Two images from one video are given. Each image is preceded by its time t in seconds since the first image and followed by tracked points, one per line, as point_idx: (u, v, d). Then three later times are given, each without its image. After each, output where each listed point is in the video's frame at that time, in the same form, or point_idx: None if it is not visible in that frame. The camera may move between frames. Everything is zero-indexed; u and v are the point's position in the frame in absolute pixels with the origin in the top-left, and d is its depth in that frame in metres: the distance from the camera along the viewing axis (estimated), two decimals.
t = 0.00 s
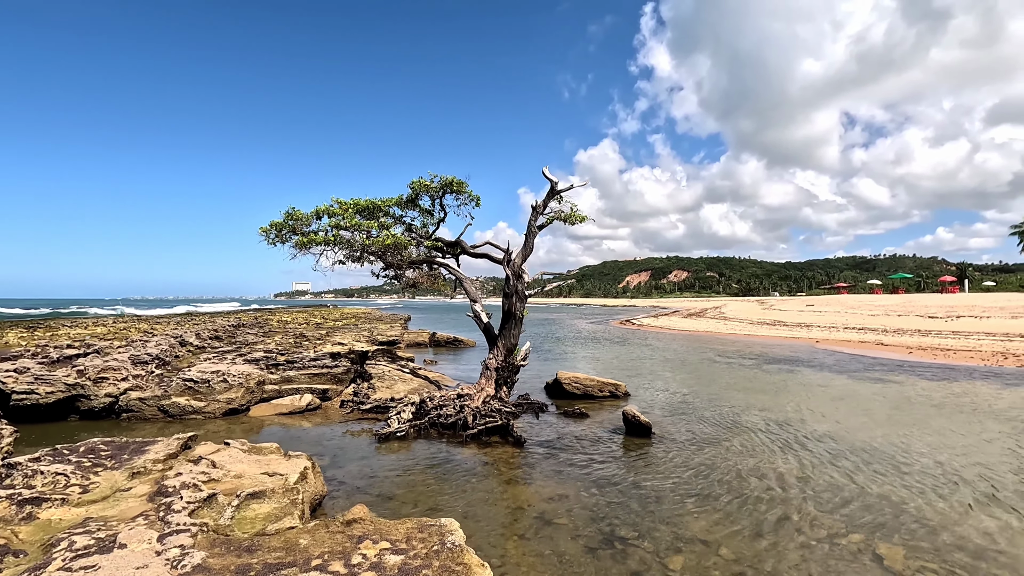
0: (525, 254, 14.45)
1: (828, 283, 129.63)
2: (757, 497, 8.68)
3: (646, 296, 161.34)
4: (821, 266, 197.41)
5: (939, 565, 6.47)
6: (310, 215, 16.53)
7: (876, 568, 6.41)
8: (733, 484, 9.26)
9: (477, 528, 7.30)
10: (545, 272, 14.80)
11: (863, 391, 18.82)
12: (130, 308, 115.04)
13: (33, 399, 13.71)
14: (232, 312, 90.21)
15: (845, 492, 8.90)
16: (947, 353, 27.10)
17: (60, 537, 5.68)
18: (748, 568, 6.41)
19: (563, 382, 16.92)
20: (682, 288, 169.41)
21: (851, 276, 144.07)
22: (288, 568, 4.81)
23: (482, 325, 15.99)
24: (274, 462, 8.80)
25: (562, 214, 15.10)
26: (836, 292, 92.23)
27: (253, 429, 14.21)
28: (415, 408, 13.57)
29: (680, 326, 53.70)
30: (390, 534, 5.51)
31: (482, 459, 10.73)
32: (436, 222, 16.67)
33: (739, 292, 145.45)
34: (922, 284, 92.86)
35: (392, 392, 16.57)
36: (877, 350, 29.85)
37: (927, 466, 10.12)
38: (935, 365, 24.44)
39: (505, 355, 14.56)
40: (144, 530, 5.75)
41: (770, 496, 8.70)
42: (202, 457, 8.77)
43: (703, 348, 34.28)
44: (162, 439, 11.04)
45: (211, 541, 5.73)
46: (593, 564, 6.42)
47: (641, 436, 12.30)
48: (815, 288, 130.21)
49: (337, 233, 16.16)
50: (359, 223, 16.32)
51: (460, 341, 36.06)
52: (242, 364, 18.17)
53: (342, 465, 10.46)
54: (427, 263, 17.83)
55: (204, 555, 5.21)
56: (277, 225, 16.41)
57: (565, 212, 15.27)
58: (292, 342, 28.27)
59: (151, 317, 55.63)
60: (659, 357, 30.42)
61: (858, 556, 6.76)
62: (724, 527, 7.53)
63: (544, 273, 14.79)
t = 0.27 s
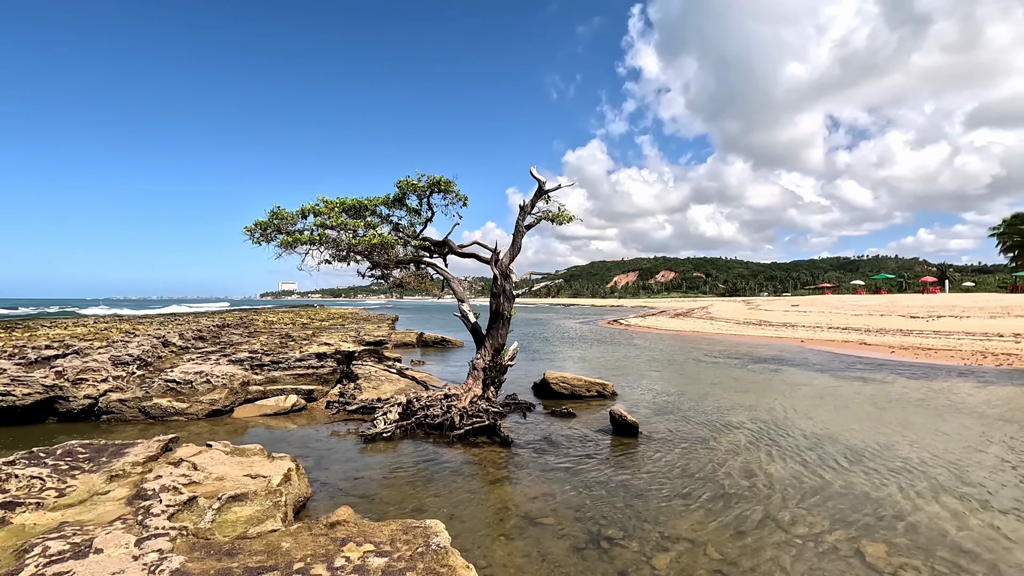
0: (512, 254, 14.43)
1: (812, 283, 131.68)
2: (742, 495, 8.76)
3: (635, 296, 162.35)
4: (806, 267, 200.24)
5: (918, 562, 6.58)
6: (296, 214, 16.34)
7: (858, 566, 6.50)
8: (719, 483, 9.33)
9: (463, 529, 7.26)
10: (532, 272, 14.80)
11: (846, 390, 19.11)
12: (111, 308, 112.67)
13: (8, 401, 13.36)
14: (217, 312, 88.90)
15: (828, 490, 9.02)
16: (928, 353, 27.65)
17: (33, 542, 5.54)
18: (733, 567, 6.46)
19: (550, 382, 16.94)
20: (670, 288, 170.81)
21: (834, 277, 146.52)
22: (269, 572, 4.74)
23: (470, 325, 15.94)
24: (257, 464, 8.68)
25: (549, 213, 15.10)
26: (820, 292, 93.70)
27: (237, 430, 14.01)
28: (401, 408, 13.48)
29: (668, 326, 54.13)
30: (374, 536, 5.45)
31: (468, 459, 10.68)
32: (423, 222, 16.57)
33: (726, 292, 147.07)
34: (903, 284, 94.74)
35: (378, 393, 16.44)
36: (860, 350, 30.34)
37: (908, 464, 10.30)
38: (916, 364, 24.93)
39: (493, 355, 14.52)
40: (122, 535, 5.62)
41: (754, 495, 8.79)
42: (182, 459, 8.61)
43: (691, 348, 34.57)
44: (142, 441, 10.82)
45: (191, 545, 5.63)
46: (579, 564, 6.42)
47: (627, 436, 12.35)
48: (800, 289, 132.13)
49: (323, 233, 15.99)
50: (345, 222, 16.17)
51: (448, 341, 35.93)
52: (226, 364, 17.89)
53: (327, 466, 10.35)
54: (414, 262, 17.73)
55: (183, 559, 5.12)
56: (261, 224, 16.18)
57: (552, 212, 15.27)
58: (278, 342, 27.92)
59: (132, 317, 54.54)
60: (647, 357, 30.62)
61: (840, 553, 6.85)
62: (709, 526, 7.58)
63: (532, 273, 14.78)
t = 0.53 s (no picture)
0: (499, 252, 14.35)
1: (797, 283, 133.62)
2: (725, 493, 8.80)
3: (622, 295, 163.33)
4: (790, 267, 203.20)
5: (898, 557, 6.66)
6: (279, 211, 16.08)
7: (840, 562, 6.56)
8: (702, 481, 9.37)
9: (446, 528, 7.19)
10: (519, 270, 14.77)
11: (828, 387, 19.41)
12: (90, 307, 110.14)
13: None
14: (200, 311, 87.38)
15: (810, 487, 9.11)
16: (909, 351, 28.18)
17: None
18: (717, 565, 6.48)
19: (537, 380, 16.91)
20: (657, 287, 172.30)
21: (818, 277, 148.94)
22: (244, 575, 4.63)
23: (455, 324, 15.84)
24: (236, 464, 8.51)
25: (536, 212, 15.04)
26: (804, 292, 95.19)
27: (218, 431, 13.74)
28: (386, 407, 13.34)
29: (654, 325, 54.55)
30: (353, 537, 5.36)
31: (453, 458, 10.60)
32: (409, 219, 16.40)
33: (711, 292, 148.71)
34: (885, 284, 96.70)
35: (363, 392, 16.26)
36: (843, 348, 30.78)
37: (888, 461, 10.46)
38: (897, 362, 25.37)
39: (478, 353, 14.42)
40: (92, 539, 5.45)
41: (737, 492, 8.84)
42: (160, 461, 8.40)
43: (677, 346, 34.83)
44: (119, 442, 10.55)
45: (166, 548, 5.49)
46: (562, 564, 6.38)
47: (613, 434, 12.37)
48: (785, 288, 134.02)
49: (307, 230, 15.75)
50: (329, 220, 15.95)
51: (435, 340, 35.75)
52: (208, 364, 17.55)
53: (309, 466, 10.20)
54: (399, 261, 17.56)
55: (156, 563, 4.97)
56: (243, 221, 15.89)
57: (539, 210, 15.21)
58: (261, 342, 27.51)
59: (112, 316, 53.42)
60: (634, 355, 30.79)
61: (822, 550, 6.90)
62: (693, 524, 7.60)
63: (518, 272, 14.76)
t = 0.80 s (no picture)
0: (485, 251, 14.32)
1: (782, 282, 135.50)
2: (709, 491, 8.90)
3: (610, 294, 164.13)
4: (775, 266, 205.99)
5: (876, 552, 6.80)
6: (263, 210, 15.86)
7: (820, 558, 6.67)
8: (687, 479, 9.46)
9: (431, 528, 7.17)
10: (506, 269, 14.76)
11: (811, 385, 19.71)
12: (69, 306, 107.68)
13: None
14: (183, 310, 85.87)
15: (793, 484, 9.24)
16: (890, 349, 28.73)
17: None
18: (700, 562, 6.55)
19: (524, 380, 16.92)
20: (644, 286, 173.50)
21: (802, 276, 151.19)
22: None
23: (442, 323, 15.78)
24: (218, 466, 8.38)
25: (523, 211, 15.03)
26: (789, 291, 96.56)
27: (201, 432, 13.53)
28: (372, 407, 13.25)
29: (642, 324, 54.99)
30: (335, 539, 5.32)
31: (439, 458, 10.56)
32: (395, 218, 16.29)
33: (698, 291, 150.11)
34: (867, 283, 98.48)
35: (349, 392, 16.13)
36: (826, 347, 31.27)
37: (868, 458, 10.65)
38: (878, 360, 25.86)
39: (465, 353, 14.38)
40: (66, 543, 5.32)
41: (721, 490, 8.95)
42: (139, 463, 8.24)
43: (664, 345, 35.12)
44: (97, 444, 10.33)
45: (143, 553, 5.39)
46: (547, 563, 6.39)
47: (599, 433, 12.43)
48: (770, 287, 135.82)
49: (292, 229, 15.57)
50: (315, 219, 15.78)
51: (422, 339, 35.59)
52: (190, 364, 17.27)
53: (293, 467, 10.10)
54: (386, 260, 17.44)
55: (132, 568, 4.88)
56: (227, 219, 15.65)
57: (526, 209, 15.21)
58: (246, 342, 27.16)
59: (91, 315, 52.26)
60: (621, 354, 30.97)
61: (803, 546, 7.00)
62: (677, 522, 7.67)
63: (505, 271, 14.74)
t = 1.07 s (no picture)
0: (473, 250, 14.27)
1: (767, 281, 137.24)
2: (695, 488, 8.99)
3: (599, 293, 164.90)
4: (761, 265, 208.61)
5: (856, 547, 6.92)
6: (247, 207, 15.64)
7: (802, 554, 6.77)
8: (672, 476, 9.54)
9: (417, 528, 7.14)
10: (493, 268, 14.74)
11: (795, 383, 19.98)
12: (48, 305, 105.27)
13: None
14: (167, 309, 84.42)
15: (776, 481, 9.37)
16: (872, 347, 29.26)
17: None
18: (685, 559, 6.61)
19: (511, 378, 16.93)
20: (633, 285, 174.67)
21: (787, 275, 153.29)
22: None
23: (429, 322, 15.71)
24: (200, 467, 8.26)
25: (510, 210, 15.01)
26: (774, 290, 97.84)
27: (183, 432, 13.32)
28: (358, 407, 13.16)
29: (630, 322, 55.36)
30: (319, 540, 5.28)
31: (426, 457, 10.51)
32: (382, 216, 16.18)
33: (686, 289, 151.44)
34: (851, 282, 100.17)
35: (336, 392, 15.99)
36: (810, 344, 31.74)
37: (849, 454, 10.84)
38: (861, 358, 26.32)
39: (452, 352, 14.34)
40: (41, 547, 5.20)
41: (706, 487, 9.04)
42: (118, 464, 8.08)
43: (651, 343, 35.38)
44: (75, 446, 10.11)
45: (122, 556, 5.28)
46: (533, 561, 6.41)
47: (585, 431, 12.48)
48: (757, 286, 137.49)
49: (277, 227, 15.37)
50: (300, 216, 15.60)
51: (410, 338, 35.42)
52: (173, 364, 16.98)
53: (278, 466, 9.98)
54: (372, 258, 17.31)
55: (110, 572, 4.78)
56: (210, 217, 15.39)
57: (513, 208, 15.18)
58: (231, 341, 26.79)
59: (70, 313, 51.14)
60: (609, 352, 31.11)
61: (787, 542, 7.11)
62: (663, 519, 7.73)
63: (492, 270, 14.72)
